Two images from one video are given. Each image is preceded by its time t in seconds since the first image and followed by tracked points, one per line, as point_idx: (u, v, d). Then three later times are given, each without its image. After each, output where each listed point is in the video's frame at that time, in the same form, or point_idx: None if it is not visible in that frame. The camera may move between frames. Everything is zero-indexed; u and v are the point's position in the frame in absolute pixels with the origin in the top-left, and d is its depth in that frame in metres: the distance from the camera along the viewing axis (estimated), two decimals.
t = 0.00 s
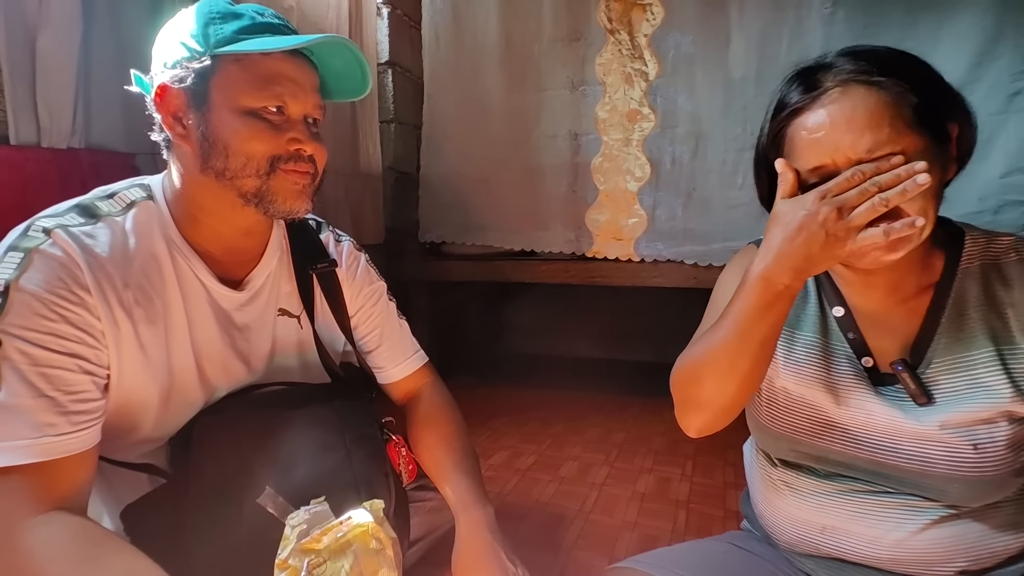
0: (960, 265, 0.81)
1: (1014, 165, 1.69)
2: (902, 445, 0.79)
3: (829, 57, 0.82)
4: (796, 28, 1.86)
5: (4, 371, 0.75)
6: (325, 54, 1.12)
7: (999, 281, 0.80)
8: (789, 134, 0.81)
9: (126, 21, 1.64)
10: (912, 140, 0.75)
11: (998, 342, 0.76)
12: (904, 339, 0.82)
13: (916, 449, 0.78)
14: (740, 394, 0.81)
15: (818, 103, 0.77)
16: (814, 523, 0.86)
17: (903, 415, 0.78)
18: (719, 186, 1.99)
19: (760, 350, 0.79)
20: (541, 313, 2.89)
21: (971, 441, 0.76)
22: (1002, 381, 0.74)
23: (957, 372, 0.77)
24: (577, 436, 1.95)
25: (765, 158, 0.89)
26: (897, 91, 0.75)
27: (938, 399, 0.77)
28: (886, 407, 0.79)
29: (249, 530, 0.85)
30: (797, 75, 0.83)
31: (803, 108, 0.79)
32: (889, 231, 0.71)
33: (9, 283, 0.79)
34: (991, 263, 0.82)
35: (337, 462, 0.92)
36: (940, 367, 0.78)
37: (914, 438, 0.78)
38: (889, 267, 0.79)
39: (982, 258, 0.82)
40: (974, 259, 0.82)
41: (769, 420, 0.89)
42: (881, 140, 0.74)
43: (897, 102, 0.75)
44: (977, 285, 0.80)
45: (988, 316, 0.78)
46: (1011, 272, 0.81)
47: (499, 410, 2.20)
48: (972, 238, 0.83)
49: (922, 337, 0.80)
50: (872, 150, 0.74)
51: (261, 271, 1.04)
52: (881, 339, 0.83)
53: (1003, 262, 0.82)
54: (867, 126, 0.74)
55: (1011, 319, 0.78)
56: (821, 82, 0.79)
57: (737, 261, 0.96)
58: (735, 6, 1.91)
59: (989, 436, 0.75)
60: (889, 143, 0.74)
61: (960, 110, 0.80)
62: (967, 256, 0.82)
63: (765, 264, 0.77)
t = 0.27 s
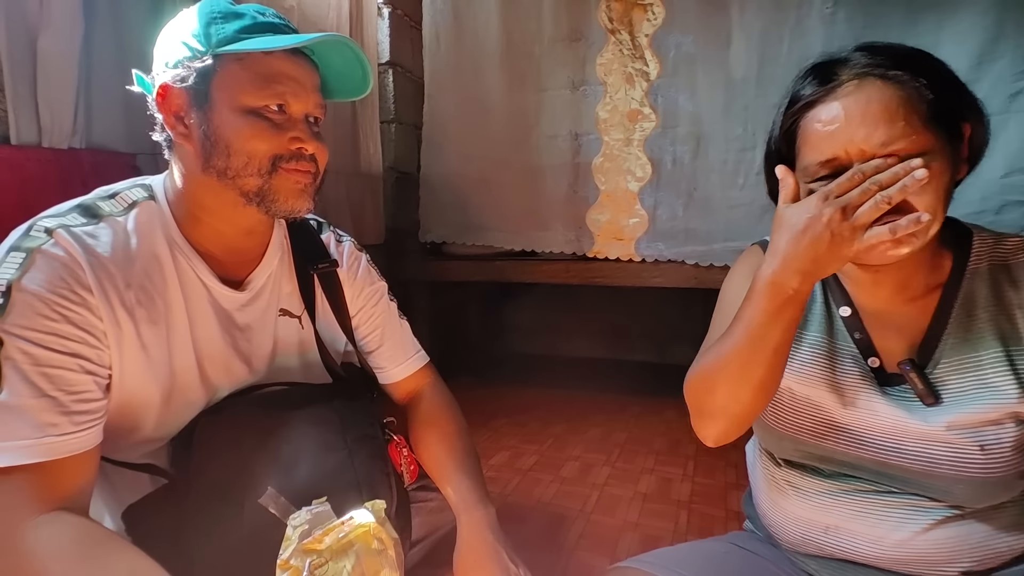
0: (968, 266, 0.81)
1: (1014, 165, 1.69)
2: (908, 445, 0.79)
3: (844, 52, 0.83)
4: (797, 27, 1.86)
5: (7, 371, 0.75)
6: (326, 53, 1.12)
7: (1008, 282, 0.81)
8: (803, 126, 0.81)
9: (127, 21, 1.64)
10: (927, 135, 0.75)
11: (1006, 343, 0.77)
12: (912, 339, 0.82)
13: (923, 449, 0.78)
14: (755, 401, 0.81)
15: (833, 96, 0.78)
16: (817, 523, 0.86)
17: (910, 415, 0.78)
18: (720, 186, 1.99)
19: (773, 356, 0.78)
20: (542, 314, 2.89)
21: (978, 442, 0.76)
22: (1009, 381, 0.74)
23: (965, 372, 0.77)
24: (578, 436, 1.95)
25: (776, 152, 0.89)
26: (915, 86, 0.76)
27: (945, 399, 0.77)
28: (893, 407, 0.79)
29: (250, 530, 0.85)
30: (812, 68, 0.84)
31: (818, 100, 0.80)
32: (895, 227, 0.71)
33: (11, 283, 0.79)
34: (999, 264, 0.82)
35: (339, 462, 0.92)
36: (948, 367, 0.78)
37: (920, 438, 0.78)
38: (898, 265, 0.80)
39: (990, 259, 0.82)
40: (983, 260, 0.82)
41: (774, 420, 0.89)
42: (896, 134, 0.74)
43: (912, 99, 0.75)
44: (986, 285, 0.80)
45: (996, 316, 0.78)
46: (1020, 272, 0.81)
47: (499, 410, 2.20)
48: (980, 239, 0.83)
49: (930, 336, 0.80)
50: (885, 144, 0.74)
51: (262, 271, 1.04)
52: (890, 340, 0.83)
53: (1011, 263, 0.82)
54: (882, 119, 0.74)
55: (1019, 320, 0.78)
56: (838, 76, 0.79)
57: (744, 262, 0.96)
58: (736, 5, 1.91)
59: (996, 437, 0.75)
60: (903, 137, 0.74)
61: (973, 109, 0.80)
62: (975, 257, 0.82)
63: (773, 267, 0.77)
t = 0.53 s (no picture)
0: (968, 264, 0.82)
1: (1013, 165, 1.69)
2: (908, 444, 0.79)
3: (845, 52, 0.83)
4: (796, 27, 1.86)
5: (7, 371, 0.75)
6: (327, 52, 1.12)
7: (1008, 280, 0.81)
8: (802, 124, 0.81)
9: (127, 20, 1.64)
10: (926, 133, 0.75)
11: (1006, 341, 0.77)
12: (913, 339, 0.82)
13: (923, 448, 0.78)
14: (759, 405, 0.81)
15: (831, 94, 0.79)
16: (818, 522, 0.86)
17: (910, 413, 0.78)
18: (719, 186, 1.99)
19: (777, 360, 0.78)
20: (541, 314, 2.89)
21: (977, 440, 0.76)
22: (1009, 379, 0.75)
23: (965, 370, 0.77)
24: (577, 436, 1.95)
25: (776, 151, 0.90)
26: (916, 85, 0.76)
27: (945, 398, 0.77)
28: (893, 405, 0.79)
29: (250, 530, 0.85)
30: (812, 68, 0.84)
31: (818, 98, 0.80)
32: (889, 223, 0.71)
33: (12, 283, 0.79)
34: (999, 263, 0.82)
35: (338, 462, 0.92)
36: (948, 364, 0.78)
37: (921, 437, 0.78)
38: (896, 265, 0.80)
39: (990, 259, 0.82)
40: (982, 259, 0.82)
41: (774, 419, 0.89)
42: (895, 131, 0.74)
43: (911, 98, 0.75)
44: (986, 284, 0.80)
45: (996, 315, 0.78)
46: (1020, 271, 0.81)
47: (499, 409, 2.20)
48: (979, 238, 0.84)
49: (930, 334, 0.80)
50: (884, 141, 0.75)
51: (262, 271, 1.04)
52: (890, 340, 0.83)
53: (1011, 262, 0.82)
54: (881, 117, 0.75)
55: (1019, 318, 0.78)
56: (837, 76, 0.80)
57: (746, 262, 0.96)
58: (735, 5, 1.91)
59: (996, 436, 0.76)
60: (902, 135, 0.74)
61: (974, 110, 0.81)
62: (974, 256, 0.82)
63: (773, 271, 0.77)
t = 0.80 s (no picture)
0: (960, 265, 0.81)
1: (1012, 164, 1.69)
2: (904, 441, 0.79)
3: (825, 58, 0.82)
4: (795, 27, 1.86)
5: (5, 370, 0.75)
6: (325, 52, 1.12)
7: (1000, 278, 0.79)
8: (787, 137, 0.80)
9: (126, 20, 1.64)
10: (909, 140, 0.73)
11: (1000, 339, 0.76)
12: (908, 337, 0.81)
13: (918, 445, 0.78)
14: (755, 397, 0.81)
15: (812, 108, 0.77)
16: (816, 520, 0.86)
17: (905, 410, 0.78)
18: (718, 185, 1.99)
19: (772, 350, 0.79)
20: (541, 313, 2.89)
21: (972, 437, 0.76)
22: (1003, 377, 0.74)
23: (959, 368, 0.77)
24: (576, 435, 1.95)
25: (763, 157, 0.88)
26: (893, 96, 0.74)
27: (939, 395, 0.77)
28: (888, 401, 0.79)
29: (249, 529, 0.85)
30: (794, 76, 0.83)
31: (800, 112, 0.79)
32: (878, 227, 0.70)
33: (11, 281, 0.80)
34: (992, 261, 0.81)
35: (336, 461, 0.92)
36: (942, 362, 0.78)
37: (916, 434, 0.78)
38: (892, 264, 0.79)
39: (983, 257, 0.81)
40: (975, 258, 0.81)
41: (771, 418, 0.90)
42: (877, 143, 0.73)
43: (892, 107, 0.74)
44: (979, 283, 0.79)
45: (989, 313, 0.78)
46: (1014, 269, 0.79)
47: (498, 409, 2.20)
48: (971, 237, 0.83)
49: (925, 332, 0.80)
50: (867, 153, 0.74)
51: (261, 270, 1.04)
52: (883, 339, 0.82)
53: (1005, 259, 0.80)
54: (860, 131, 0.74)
55: (1012, 316, 0.77)
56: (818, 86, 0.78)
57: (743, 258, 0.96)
58: (734, 5, 1.91)
59: (991, 433, 0.75)
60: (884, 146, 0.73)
61: (960, 110, 0.79)
62: (967, 255, 0.81)
63: (766, 264, 0.77)
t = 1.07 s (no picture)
0: (949, 260, 0.80)
1: (1010, 164, 1.70)
2: (894, 437, 0.79)
3: (798, 71, 0.80)
4: (793, 26, 1.86)
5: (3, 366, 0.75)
6: (323, 50, 1.12)
7: (990, 275, 0.79)
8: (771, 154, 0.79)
9: (124, 18, 1.64)
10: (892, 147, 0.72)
11: (988, 335, 0.76)
12: (899, 334, 0.82)
13: (908, 441, 0.78)
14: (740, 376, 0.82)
15: (796, 125, 0.76)
16: (811, 517, 0.86)
17: (896, 406, 0.78)
18: (715, 184, 1.99)
19: (763, 331, 0.79)
20: (539, 312, 2.89)
21: (962, 434, 0.76)
22: (992, 373, 0.74)
23: (948, 365, 0.77)
24: (574, 434, 1.95)
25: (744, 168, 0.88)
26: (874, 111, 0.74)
27: (930, 391, 0.77)
28: (879, 396, 0.79)
29: (246, 526, 0.85)
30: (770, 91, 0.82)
31: (779, 132, 0.78)
32: (877, 235, 0.69)
33: (8, 277, 0.80)
34: (980, 257, 0.80)
35: (334, 459, 0.92)
36: (931, 359, 0.78)
37: (906, 430, 0.78)
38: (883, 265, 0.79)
39: (971, 253, 0.81)
40: (963, 254, 0.81)
41: (765, 413, 0.90)
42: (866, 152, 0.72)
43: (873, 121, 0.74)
44: (968, 279, 0.79)
45: (979, 309, 0.77)
46: (1002, 265, 0.79)
47: (496, 408, 2.20)
48: (960, 232, 0.82)
49: (914, 329, 0.80)
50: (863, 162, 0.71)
51: (258, 267, 1.04)
52: (877, 332, 0.83)
53: (993, 256, 0.80)
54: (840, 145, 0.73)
55: (1001, 312, 0.77)
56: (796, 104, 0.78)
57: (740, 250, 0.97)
58: (733, 4, 1.91)
59: (981, 429, 0.75)
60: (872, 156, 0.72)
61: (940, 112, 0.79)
62: (955, 251, 0.81)
63: (770, 247, 0.76)
